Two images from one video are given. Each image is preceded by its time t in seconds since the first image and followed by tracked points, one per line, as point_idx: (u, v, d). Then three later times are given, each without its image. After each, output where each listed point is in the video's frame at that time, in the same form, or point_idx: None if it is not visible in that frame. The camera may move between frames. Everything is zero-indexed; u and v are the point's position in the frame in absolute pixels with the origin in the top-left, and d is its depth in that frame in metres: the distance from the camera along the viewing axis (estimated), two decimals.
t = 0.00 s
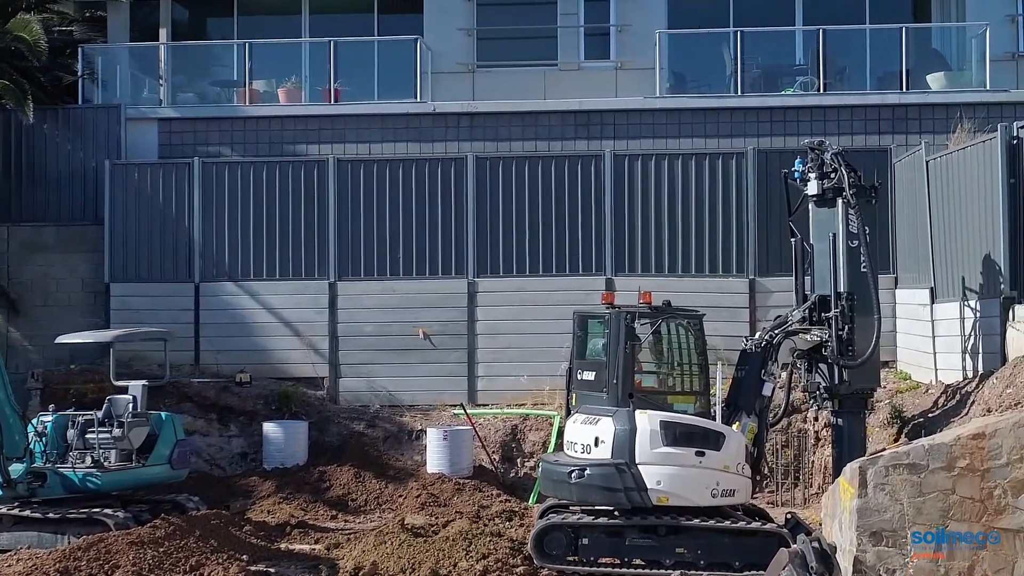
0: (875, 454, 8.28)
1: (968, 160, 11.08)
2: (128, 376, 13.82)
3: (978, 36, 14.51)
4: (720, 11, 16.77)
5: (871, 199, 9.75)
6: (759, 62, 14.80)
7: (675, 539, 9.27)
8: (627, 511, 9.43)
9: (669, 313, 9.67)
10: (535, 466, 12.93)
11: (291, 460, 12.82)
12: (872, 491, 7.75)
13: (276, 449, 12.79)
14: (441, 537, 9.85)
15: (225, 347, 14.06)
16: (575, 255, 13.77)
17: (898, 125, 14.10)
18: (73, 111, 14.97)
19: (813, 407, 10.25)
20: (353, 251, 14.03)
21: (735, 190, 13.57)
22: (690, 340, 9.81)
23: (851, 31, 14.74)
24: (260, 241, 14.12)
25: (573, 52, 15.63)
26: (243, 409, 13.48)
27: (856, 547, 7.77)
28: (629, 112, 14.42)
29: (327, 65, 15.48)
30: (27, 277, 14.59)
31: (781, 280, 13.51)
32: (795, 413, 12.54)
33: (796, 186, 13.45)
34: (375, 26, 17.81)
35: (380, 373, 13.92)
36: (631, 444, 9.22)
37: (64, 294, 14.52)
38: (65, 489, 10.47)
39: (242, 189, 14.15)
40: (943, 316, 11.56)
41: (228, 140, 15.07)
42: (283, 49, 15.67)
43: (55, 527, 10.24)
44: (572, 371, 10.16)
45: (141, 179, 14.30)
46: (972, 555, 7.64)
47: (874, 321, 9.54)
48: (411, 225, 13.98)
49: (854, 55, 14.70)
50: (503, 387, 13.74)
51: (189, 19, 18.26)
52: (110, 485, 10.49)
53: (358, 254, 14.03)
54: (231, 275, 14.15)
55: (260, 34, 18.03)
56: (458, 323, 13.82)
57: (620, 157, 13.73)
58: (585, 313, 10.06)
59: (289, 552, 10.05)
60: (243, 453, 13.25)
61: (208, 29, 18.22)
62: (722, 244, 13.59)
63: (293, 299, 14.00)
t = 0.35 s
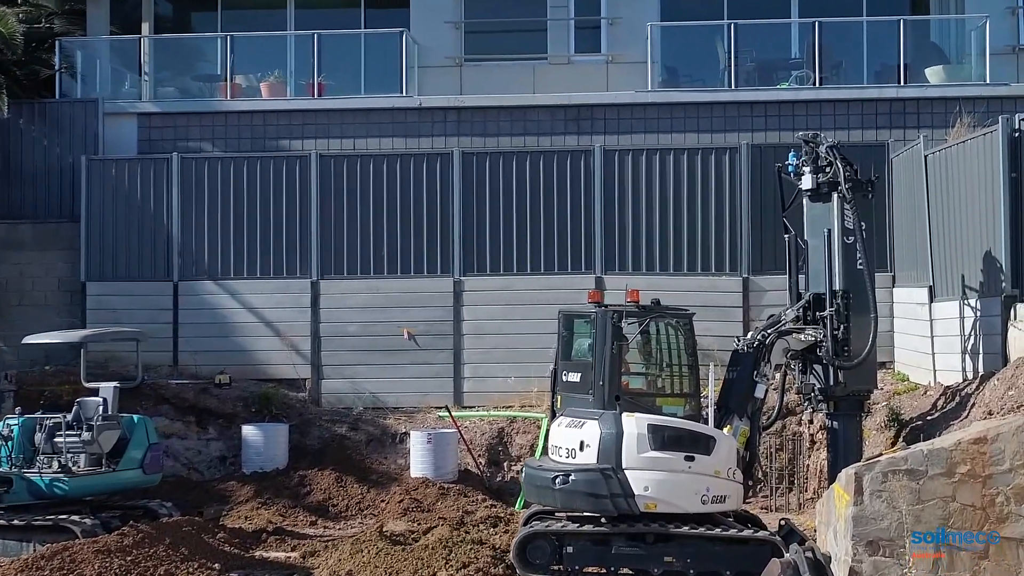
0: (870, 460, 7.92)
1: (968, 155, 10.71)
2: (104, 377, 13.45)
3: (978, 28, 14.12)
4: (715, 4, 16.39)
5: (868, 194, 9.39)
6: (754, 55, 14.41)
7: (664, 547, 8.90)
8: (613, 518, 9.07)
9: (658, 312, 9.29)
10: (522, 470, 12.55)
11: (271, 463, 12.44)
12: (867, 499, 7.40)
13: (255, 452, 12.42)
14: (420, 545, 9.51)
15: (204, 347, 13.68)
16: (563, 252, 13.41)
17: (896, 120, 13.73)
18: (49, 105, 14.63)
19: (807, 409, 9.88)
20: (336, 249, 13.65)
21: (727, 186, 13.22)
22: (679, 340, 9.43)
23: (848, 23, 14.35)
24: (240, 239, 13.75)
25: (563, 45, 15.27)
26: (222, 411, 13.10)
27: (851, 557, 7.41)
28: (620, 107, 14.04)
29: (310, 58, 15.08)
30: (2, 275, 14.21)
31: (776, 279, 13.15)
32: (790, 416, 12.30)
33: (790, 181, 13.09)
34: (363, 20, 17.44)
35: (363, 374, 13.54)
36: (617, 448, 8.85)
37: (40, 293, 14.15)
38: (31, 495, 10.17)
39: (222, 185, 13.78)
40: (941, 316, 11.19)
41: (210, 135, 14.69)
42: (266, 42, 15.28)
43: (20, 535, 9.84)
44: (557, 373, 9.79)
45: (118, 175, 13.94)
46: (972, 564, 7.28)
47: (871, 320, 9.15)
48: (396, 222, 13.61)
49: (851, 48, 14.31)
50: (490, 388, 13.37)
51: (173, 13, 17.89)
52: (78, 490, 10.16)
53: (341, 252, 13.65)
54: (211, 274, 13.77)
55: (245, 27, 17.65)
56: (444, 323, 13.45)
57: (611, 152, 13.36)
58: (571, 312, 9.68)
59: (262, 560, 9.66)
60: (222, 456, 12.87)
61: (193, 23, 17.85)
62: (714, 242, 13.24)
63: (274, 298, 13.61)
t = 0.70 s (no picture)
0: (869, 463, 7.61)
1: (968, 148, 10.41)
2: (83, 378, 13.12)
3: (978, 21, 13.83)
4: None
5: (866, 187, 9.08)
6: (749, 47, 14.05)
7: (655, 554, 8.57)
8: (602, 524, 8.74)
9: (649, 310, 8.96)
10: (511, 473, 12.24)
11: (253, 466, 12.09)
12: (866, 504, 7.09)
13: (237, 455, 12.07)
14: (402, 552, 9.20)
15: (185, 347, 13.34)
16: (553, 249, 13.08)
17: (894, 114, 13.43)
18: (28, 101, 14.41)
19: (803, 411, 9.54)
20: (320, 247, 13.32)
21: (721, 181, 12.91)
22: (671, 338, 9.09)
23: (845, 14, 14.00)
24: (223, 236, 13.42)
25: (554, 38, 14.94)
26: (203, 412, 12.77)
27: (849, 565, 7.11)
28: (613, 100, 13.71)
29: (294, 51, 14.73)
30: None
31: (771, 276, 12.84)
32: (785, 416, 11.89)
33: (786, 175, 12.78)
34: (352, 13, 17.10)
35: (348, 375, 13.21)
36: (606, 451, 8.52)
37: (18, 291, 13.85)
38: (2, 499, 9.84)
39: (203, 181, 13.45)
40: (942, 314, 10.85)
41: (193, 130, 14.35)
42: (251, 35, 14.94)
43: None
44: (544, 373, 9.45)
45: (97, 171, 13.62)
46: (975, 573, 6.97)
47: (869, 318, 8.86)
48: (382, 219, 13.27)
49: (849, 40, 13.96)
50: (478, 389, 13.04)
51: (158, 6, 17.56)
52: (49, 495, 9.82)
53: (326, 249, 13.32)
54: (192, 272, 13.43)
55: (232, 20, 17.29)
56: (431, 323, 13.13)
57: (602, 147, 13.04)
58: (559, 310, 9.34)
59: (239, 567, 9.32)
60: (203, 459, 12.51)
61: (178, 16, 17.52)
62: (708, 239, 12.93)
63: (257, 297, 13.28)
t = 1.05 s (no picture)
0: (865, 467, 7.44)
1: (970, 141, 10.06)
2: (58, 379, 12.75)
3: (978, 12, 13.32)
4: None
5: (865, 181, 8.72)
6: (744, 39, 13.66)
7: (644, 562, 8.20)
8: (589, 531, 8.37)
9: (639, 308, 8.59)
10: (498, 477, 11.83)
11: (232, 470, 11.72)
12: (865, 511, 6.93)
13: (215, 458, 11.70)
14: (381, 561, 8.84)
15: (164, 347, 12.97)
16: (543, 246, 12.72)
17: (892, 108, 13.11)
18: (4, 95, 14.04)
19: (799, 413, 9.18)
20: (303, 244, 12.96)
21: (715, 177, 12.56)
22: (661, 338, 8.73)
23: (843, 5, 13.59)
24: (203, 232, 13.06)
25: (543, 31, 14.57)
26: (181, 415, 12.39)
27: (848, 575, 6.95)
28: (604, 94, 13.36)
29: (277, 44, 14.34)
30: None
31: (766, 274, 12.49)
32: (781, 419, 11.50)
33: (782, 170, 12.43)
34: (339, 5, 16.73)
35: (332, 375, 12.85)
36: (594, 454, 8.16)
37: None
38: None
39: (183, 176, 13.10)
40: (943, 312, 10.50)
41: (173, 124, 13.98)
42: (234, 26, 14.56)
43: None
44: (529, 373, 9.07)
45: (74, 166, 13.26)
46: None
47: (868, 316, 8.49)
48: (366, 215, 12.91)
49: (846, 32, 13.55)
50: (465, 390, 12.68)
51: None
52: (15, 500, 9.40)
53: (308, 247, 12.96)
54: (172, 269, 13.07)
55: (216, 12, 16.91)
56: (417, 322, 12.77)
57: (593, 141, 12.70)
58: (545, 308, 8.97)
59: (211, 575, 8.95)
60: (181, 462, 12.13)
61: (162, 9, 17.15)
62: (701, 236, 12.58)
63: (237, 295, 12.92)
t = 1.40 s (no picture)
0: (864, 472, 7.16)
1: (972, 134, 9.75)
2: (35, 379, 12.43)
3: (978, 5, 12.92)
4: None
5: (864, 174, 8.37)
6: (740, 32, 13.32)
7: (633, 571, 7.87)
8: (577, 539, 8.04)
9: (630, 306, 8.25)
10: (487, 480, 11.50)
11: (212, 473, 11.38)
12: (865, 519, 6.64)
13: (195, 461, 11.36)
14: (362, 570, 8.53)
15: (144, 347, 12.64)
16: (533, 244, 12.40)
17: (892, 102, 12.77)
18: None
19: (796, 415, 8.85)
20: (287, 242, 12.64)
21: (709, 173, 12.24)
22: (652, 337, 8.40)
23: None
24: (184, 230, 12.74)
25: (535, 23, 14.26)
26: (161, 417, 12.06)
27: None
28: (595, 88, 13.03)
29: (262, 36, 13.97)
30: None
31: (762, 272, 12.16)
32: (778, 421, 11.28)
33: (778, 165, 12.11)
34: None
35: (317, 377, 12.52)
36: (581, 459, 7.83)
37: None
38: None
39: (165, 172, 12.78)
40: (944, 311, 10.19)
41: (155, 119, 13.65)
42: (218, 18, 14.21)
43: None
44: (516, 374, 8.74)
45: (52, 161, 12.93)
46: None
47: (867, 316, 8.15)
48: (352, 212, 12.58)
49: (844, 24, 13.18)
50: (453, 391, 12.36)
51: None
52: None
53: (293, 245, 12.64)
54: (152, 268, 12.74)
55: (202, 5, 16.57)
56: (403, 322, 12.45)
57: (585, 136, 12.38)
58: (532, 306, 8.64)
59: None
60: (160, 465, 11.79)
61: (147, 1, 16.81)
62: (695, 234, 12.27)
63: (219, 294, 12.59)
